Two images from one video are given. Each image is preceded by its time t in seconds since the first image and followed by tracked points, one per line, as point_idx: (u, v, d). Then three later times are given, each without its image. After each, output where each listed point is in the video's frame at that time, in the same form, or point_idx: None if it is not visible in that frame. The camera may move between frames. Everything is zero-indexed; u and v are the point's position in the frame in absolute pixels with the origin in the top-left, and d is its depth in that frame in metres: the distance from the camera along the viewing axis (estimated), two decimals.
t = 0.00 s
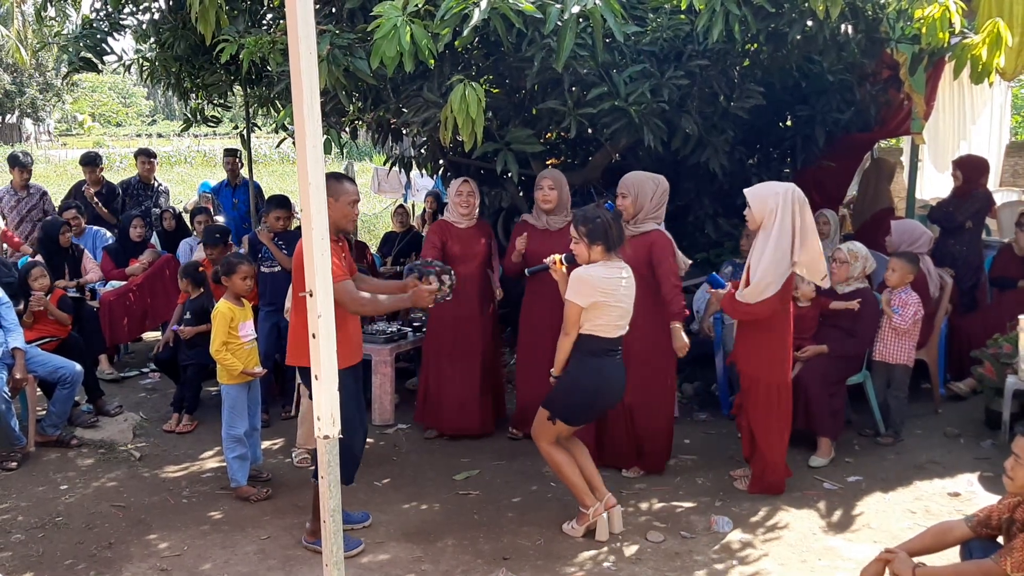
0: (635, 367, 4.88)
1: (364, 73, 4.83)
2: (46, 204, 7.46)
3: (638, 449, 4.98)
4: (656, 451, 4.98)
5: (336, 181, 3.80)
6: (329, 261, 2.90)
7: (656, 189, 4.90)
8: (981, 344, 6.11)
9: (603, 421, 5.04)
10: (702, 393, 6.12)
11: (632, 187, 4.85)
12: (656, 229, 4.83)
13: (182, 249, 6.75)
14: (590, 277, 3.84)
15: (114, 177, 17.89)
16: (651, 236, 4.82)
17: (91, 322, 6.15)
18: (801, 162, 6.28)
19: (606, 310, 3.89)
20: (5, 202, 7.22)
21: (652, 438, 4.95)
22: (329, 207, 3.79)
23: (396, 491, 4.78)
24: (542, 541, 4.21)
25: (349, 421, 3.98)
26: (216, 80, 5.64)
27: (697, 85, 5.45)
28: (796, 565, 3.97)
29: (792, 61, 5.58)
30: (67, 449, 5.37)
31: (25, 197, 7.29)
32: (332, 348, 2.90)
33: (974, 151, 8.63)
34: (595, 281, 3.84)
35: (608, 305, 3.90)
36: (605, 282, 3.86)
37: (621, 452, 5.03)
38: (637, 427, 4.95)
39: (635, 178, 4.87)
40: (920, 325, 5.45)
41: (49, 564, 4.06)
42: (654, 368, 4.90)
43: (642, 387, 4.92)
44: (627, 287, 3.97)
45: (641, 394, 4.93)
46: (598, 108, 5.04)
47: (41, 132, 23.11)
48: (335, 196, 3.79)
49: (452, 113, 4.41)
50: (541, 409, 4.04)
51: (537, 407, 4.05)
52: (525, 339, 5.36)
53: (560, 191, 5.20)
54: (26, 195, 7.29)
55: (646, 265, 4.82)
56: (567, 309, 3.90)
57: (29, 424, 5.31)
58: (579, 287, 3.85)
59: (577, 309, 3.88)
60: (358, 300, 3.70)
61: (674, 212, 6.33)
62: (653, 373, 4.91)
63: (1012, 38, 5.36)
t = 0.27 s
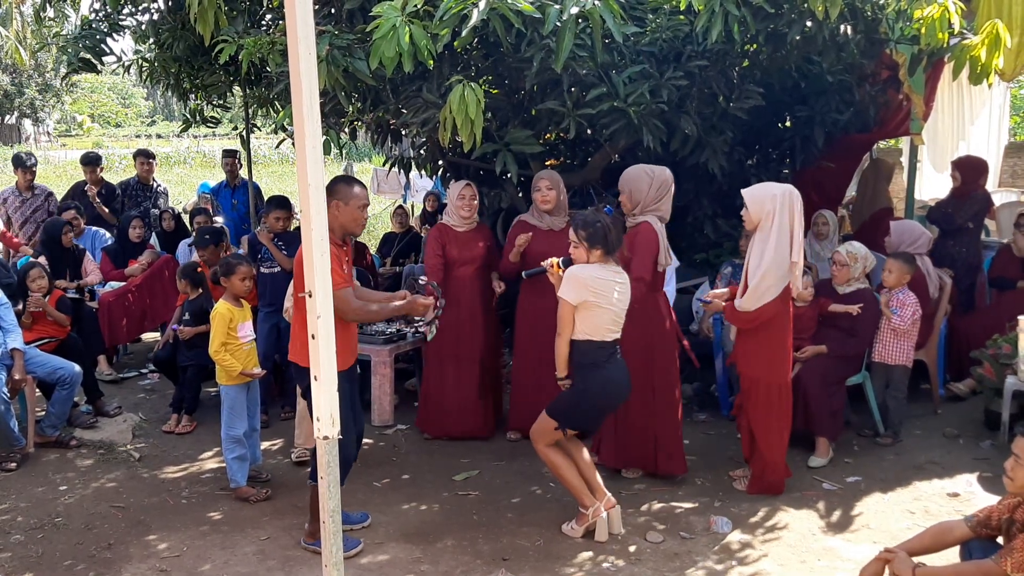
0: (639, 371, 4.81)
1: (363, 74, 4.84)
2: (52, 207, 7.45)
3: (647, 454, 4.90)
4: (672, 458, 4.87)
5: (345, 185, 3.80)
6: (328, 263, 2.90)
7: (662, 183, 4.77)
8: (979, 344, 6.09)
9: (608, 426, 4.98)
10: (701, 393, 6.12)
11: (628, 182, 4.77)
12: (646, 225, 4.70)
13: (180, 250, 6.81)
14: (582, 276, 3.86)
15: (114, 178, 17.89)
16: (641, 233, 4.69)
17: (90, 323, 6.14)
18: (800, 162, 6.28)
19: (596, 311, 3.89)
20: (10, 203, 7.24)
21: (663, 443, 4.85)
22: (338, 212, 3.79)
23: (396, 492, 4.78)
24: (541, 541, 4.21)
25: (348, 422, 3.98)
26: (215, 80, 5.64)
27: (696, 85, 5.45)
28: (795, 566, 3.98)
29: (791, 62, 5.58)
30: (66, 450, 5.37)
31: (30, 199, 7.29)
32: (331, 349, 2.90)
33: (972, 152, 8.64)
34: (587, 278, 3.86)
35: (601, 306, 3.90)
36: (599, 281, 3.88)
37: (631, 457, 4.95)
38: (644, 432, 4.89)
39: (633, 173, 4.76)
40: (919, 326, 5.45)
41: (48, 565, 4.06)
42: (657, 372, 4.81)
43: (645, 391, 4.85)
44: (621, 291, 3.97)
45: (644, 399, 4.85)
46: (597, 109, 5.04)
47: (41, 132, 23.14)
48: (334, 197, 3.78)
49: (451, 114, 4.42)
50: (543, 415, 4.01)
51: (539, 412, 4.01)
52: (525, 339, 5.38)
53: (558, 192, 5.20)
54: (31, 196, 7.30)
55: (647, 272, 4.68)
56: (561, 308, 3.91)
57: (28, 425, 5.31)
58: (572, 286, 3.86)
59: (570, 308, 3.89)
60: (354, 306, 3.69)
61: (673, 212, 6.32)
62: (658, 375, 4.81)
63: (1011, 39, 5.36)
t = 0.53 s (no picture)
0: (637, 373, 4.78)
1: (362, 75, 4.83)
2: (55, 208, 7.44)
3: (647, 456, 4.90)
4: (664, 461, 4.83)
5: (336, 181, 3.80)
6: (327, 263, 2.90)
7: (656, 188, 4.74)
8: (979, 345, 6.06)
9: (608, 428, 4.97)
10: (700, 394, 6.11)
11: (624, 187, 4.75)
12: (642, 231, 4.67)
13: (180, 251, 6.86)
14: (578, 282, 3.88)
15: (113, 178, 17.89)
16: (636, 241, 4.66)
17: (89, 323, 6.13)
18: (799, 163, 6.28)
19: (595, 316, 3.89)
20: (13, 203, 7.24)
21: (661, 445, 4.83)
22: (328, 206, 3.80)
23: (395, 493, 4.78)
24: (540, 542, 4.21)
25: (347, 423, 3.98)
26: (214, 81, 5.63)
27: (695, 86, 5.44)
28: (794, 566, 3.98)
29: (791, 63, 5.59)
30: (64, 450, 5.36)
31: (32, 199, 7.28)
32: (330, 349, 2.90)
33: (971, 152, 8.65)
34: (584, 285, 3.88)
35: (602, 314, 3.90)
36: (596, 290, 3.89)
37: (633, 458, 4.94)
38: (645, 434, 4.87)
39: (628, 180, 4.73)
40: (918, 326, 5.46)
41: (47, 566, 4.05)
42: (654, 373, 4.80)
43: (645, 393, 4.82)
44: (619, 296, 3.98)
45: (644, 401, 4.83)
46: (596, 110, 5.05)
47: (40, 133, 23.14)
48: (333, 196, 3.78)
49: (450, 115, 4.43)
50: (540, 420, 4.02)
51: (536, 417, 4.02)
52: (524, 338, 5.40)
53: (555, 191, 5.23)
54: (33, 196, 7.29)
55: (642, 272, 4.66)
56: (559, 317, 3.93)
57: (27, 426, 5.31)
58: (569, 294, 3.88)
59: (568, 316, 3.91)
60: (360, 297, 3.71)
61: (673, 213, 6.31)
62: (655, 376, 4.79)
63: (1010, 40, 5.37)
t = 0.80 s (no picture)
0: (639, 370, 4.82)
1: (360, 75, 4.85)
2: (49, 206, 7.44)
3: (646, 460, 4.86)
4: (651, 461, 4.86)
5: (343, 186, 3.80)
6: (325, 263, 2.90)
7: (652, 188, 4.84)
8: (976, 345, 6.06)
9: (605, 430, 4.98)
10: (699, 394, 6.11)
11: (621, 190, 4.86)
12: (653, 231, 4.78)
13: (179, 252, 6.83)
14: (576, 288, 3.89)
15: (111, 179, 17.88)
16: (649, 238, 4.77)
17: (87, 324, 6.13)
18: (797, 164, 6.27)
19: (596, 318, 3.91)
20: (8, 204, 7.22)
21: (651, 449, 4.86)
22: (333, 212, 3.80)
23: (393, 493, 4.79)
24: (538, 542, 4.22)
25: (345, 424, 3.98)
26: (213, 81, 5.61)
27: (693, 87, 5.44)
28: (792, 567, 3.98)
29: (788, 63, 5.60)
30: (63, 451, 5.36)
31: (28, 199, 7.28)
32: (327, 350, 2.91)
33: (969, 152, 8.66)
34: (582, 289, 3.88)
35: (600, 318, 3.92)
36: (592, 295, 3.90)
37: (632, 462, 4.87)
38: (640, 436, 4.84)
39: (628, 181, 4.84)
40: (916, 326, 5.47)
41: (45, 567, 4.05)
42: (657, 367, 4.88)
43: (645, 392, 4.85)
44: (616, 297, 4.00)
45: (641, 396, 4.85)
46: (595, 110, 5.06)
47: (38, 133, 23.14)
48: (332, 198, 3.78)
49: (449, 116, 4.45)
50: (536, 419, 4.04)
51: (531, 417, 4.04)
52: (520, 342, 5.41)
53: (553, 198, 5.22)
54: (29, 197, 7.28)
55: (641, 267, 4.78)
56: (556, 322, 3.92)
57: (25, 426, 5.31)
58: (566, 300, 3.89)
59: (567, 321, 3.91)
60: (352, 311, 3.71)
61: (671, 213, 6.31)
62: (654, 373, 4.85)
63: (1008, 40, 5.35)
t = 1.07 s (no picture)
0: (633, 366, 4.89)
1: (359, 76, 4.87)
2: (38, 207, 7.45)
3: (632, 457, 4.92)
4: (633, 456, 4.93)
5: (330, 182, 3.85)
6: (324, 263, 2.90)
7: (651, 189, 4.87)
8: (975, 346, 6.09)
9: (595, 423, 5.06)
10: (698, 395, 6.11)
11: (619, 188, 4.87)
12: (662, 231, 4.86)
13: (178, 252, 6.79)
14: (579, 264, 3.86)
15: (110, 180, 17.88)
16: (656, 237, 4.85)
17: (86, 325, 6.12)
18: (796, 165, 6.26)
19: (596, 295, 3.90)
20: None
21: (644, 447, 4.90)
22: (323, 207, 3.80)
23: (392, 494, 4.78)
24: (537, 543, 4.21)
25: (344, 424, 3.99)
26: (212, 82, 5.61)
27: (692, 87, 5.43)
28: (792, 567, 3.98)
29: (787, 64, 5.60)
30: (62, 452, 5.36)
31: (17, 200, 7.27)
32: (326, 350, 2.91)
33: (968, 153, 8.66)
34: (584, 266, 3.86)
35: (601, 293, 3.91)
36: (593, 270, 3.88)
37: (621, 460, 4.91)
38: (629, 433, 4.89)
39: (627, 179, 4.86)
40: (915, 327, 5.46)
41: (44, 568, 4.05)
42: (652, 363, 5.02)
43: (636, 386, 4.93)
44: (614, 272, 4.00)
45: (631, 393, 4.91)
46: (593, 111, 5.06)
47: (37, 134, 23.13)
48: (331, 199, 3.79)
49: (447, 116, 4.46)
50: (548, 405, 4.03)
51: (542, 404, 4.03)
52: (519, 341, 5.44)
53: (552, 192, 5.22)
54: (18, 197, 7.28)
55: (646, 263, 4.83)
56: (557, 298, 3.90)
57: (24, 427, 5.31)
58: (569, 276, 3.86)
59: (568, 296, 3.88)
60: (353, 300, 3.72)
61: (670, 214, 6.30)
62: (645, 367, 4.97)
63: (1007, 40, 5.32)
